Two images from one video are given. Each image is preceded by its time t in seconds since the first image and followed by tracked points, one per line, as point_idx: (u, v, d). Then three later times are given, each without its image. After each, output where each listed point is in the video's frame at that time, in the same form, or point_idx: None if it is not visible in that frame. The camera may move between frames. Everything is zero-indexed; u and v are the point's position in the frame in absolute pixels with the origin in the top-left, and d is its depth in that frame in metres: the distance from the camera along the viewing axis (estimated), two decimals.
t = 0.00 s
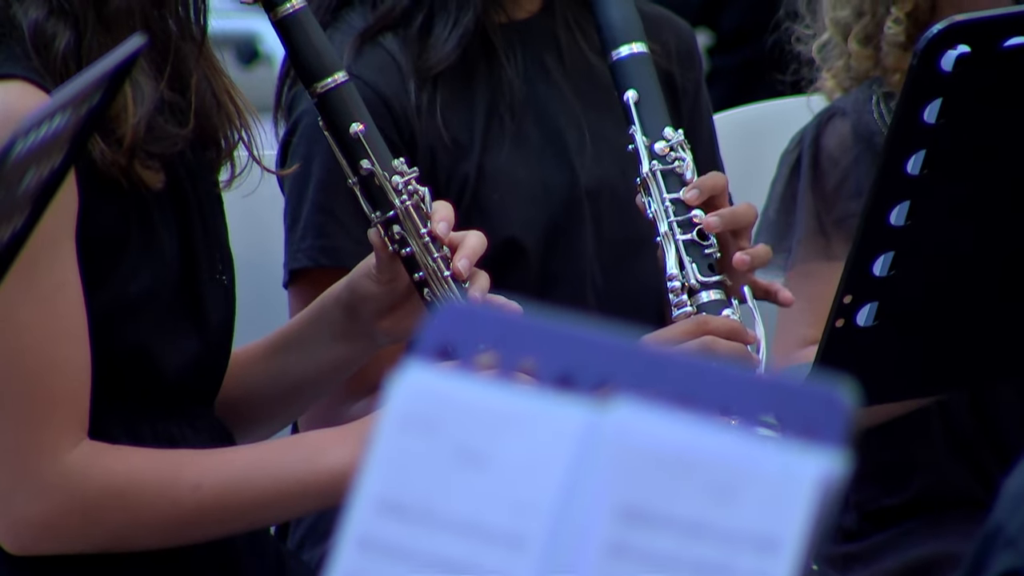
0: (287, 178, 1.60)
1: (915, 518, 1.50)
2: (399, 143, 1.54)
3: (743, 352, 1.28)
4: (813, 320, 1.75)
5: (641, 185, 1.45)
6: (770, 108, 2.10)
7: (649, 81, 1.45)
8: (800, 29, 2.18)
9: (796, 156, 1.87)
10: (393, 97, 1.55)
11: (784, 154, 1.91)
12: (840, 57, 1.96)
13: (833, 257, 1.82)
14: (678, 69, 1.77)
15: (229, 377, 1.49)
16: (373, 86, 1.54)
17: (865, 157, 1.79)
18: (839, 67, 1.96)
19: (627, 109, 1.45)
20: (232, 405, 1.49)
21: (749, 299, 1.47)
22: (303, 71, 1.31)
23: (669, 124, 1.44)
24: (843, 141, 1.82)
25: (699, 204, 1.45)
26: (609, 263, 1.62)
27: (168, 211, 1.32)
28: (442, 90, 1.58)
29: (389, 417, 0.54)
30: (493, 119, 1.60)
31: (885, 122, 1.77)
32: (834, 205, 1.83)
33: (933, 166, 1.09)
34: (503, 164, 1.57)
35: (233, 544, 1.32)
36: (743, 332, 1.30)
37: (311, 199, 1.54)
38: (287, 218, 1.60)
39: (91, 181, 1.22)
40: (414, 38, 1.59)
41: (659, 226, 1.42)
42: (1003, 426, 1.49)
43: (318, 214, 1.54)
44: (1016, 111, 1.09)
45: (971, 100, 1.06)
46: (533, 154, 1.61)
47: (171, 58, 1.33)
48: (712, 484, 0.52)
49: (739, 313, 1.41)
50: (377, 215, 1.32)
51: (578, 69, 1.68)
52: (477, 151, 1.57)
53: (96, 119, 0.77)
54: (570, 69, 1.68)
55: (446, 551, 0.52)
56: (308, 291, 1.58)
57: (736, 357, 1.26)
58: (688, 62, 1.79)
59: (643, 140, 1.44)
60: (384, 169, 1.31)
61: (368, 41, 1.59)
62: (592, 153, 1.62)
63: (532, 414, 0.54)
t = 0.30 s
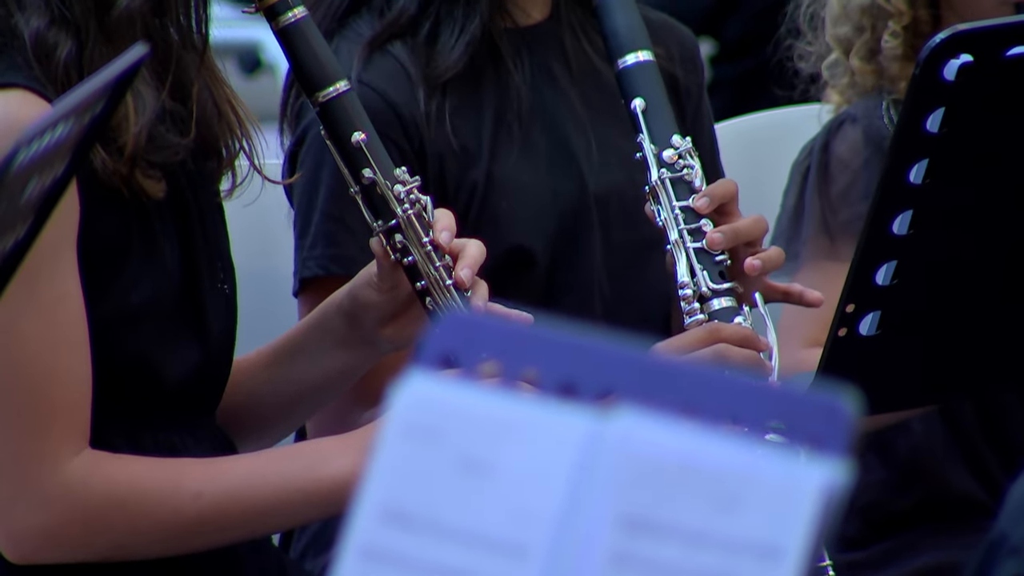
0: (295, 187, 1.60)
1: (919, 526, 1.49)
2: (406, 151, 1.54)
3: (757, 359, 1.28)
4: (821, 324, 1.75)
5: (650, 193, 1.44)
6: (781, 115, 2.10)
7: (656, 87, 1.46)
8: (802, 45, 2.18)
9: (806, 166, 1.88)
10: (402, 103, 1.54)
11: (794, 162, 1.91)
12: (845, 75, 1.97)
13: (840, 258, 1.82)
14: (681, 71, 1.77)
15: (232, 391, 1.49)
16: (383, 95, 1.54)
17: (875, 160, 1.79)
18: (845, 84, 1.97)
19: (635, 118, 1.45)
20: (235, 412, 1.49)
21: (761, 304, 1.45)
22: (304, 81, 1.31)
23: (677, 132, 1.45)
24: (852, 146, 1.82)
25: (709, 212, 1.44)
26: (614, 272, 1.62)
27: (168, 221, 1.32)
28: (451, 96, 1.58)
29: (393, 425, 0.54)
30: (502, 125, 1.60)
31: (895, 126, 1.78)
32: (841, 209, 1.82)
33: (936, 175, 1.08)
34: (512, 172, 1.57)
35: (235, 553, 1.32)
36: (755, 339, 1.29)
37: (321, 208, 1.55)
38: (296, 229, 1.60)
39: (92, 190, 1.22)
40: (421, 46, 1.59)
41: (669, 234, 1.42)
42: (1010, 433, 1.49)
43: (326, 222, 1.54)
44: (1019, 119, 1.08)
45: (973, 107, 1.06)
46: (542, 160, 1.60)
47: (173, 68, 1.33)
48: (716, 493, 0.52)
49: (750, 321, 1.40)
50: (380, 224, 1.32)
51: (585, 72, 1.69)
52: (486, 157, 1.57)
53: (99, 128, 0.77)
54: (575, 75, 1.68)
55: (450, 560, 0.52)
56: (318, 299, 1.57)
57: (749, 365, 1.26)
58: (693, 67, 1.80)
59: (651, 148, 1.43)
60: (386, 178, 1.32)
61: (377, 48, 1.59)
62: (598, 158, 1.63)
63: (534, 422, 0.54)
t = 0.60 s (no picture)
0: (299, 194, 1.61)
1: (923, 533, 1.49)
2: (411, 161, 1.55)
3: (755, 369, 1.28)
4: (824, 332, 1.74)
5: (652, 203, 1.44)
6: (786, 122, 2.10)
7: (660, 96, 1.46)
8: (807, 55, 2.18)
9: (811, 172, 1.88)
10: (406, 113, 1.55)
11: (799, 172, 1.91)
12: (850, 82, 1.96)
13: (842, 267, 1.82)
14: (688, 81, 1.76)
15: (234, 394, 1.49)
16: (387, 103, 1.54)
17: (879, 169, 1.78)
18: (850, 93, 1.95)
19: (638, 127, 1.45)
20: (235, 418, 1.49)
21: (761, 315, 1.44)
22: (307, 90, 1.31)
23: (680, 142, 1.44)
24: (856, 154, 1.81)
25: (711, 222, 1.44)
26: (618, 280, 1.62)
27: (171, 229, 1.32)
28: (455, 106, 1.58)
29: (396, 432, 0.54)
30: (506, 136, 1.60)
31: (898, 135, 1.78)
32: (845, 218, 1.83)
33: (940, 182, 1.08)
34: (515, 181, 1.57)
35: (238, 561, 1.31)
36: (755, 351, 1.29)
37: (325, 217, 1.55)
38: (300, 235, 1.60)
39: (93, 199, 1.22)
40: (426, 55, 1.59)
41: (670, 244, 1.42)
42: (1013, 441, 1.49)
43: (329, 230, 1.54)
44: None
45: (977, 114, 1.06)
46: (547, 168, 1.60)
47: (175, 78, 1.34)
48: (720, 500, 0.52)
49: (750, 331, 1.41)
50: (381, 233, 1.32)
51: (591, 79, 1.69)
52: (490, 167, 1.57)
53: (103, 135, 0.77)
54: (581, 83, 1.68)
55: (454, 567, 0.52)
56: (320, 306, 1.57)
57: (748, 375, 1.26)
58: (700, 78, 1.79)
59: (654, 158, 1.44)
60: (388, 187, 1.31)
61: (382, 57, 1.59)
62: (603, 168, 1.62)
63: (538, 429, 0.54)
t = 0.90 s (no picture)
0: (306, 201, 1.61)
1: (928, 541, 1.49)
2: (418, 169, 1.55)
3: (762, 377, 1.28)
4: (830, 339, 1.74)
5: (658, 210, 1.45)
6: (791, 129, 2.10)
7: (667, 104, 1.46)
8: (812, 61, 2.18)
9: (815, 183, 1.87)
10: (413, 122, 1.54)
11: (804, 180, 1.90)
12: (854, 89, 1.96)
13: (848, 276, 1.82)
14: (695, 88, 1.76)
15: (238, 404, 1.49)
16: (394, 111, 1.54)
17: (884, 178, 1.79)
18: (853, 99, 1.95)
19: (644, 133, 1.45)
20: (239, 427, 1.49)
21: (768, 321, 1.45)
22: (312, 98, 1.31)
23: (687, 149, 1.44)
24: (861, 164, 1.82)
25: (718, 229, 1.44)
26: (624, 288, 1.62)
27: (175, 238, 1.32)
28: (462, 114, 1.58)
29: (402, 440, 0.54)
30: (513, 142, 1.60)
31: (903, 145, 1.78)
32: (850, 227, 1.82)
33: (945, 191, 1.08)
34: (523, 187, 1.57)
35: (242, 568, 1.31)
36: (762, 358, 1.29)
37: (331, 224, 1.55)
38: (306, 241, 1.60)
39: (97, 208, 1.23)
40: (433, 62, 1.59)
41: (677, 251, 1.42)
42: (1017, 450, 1.48)
43: (336, 237, 1.54)
44: None
45: (983, 122, 1.06)
46: (553, 176, 1.60)
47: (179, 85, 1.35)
48: (726, 508, 0.52)
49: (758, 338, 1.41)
50: (386, 241, 1.32)
51: (598, 87, 1.69)
52: (497, 174, 1.57)
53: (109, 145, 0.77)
54: (588, 90, 1.68)
55: None
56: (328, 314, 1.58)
57: (755, 382, 1.26)
58: (707, 85, 1.80)
59: (660, 164, 1.44)
60: (393, 195, 1.32)
61: (388, 64, 1.59)
62: (610, 175, 1.62)
63: (544, 437, 0.54)
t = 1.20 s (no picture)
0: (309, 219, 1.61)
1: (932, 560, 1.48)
2: (422, 187, 1.55)
3: (764, 397, 1.27)
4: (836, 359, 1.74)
5: (661, 230, 1.45)
6: (794, 148, 2.10)
7: (669, 125, 1.46)
8: (816, 79, 2.17)
9: (819, 204, 1.87)
10: (416, 141, 1.54)
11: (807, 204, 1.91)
12: (859, 107, 1.95)
13: (854, 297, 1.81)
14: (698, 108, 1.76)
15: (241, 421, 1.49)
16: (397, 130, 1.54)
17: (888, 198, 1.78)
18: (857, 117, 1.95)
19: (647, 154, 1.45)
20: (243, 446, 1.49)
21: (770, 343, 1.44)
22: (314, 115, 1.32)
23: (689, 169, 1.45)
24: (865, 183, 1.81)
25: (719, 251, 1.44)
26: (627, 306, 1.62)
27: (178, 256, 1.32)
28: (464, 132, 1.58)
29: (406, 458, 0.55)
30: (516, 163, 1.60)
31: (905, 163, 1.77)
32: (856, 247, 1.82)
33: (950, 208, 1.08)
34: (525, 209, 1.57)
35: None
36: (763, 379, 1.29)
37: (334, 241, 1.55)
38: (309, 259, 1.60)
39: (101, 226, 1.23)
40: (437, 81, 1.59)
41: (679, 271, 1.42)
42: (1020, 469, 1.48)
43: (340, 255, 1.54)
44: None
45: (987, 140, 1.06)
46: (554, 196, 1.60)
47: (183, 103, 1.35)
48: (728, 525, 0.53)
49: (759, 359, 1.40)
50: (390, 259, 1.32)
51: (601, 107, 1.69)
52: (500, 193, 1.57)
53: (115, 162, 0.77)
54: (591, 111, 1.68)
55: None
56: (329, 332, 1.58)
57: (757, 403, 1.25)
58: (710, 105, 1.80)
59: (663, 185, 1.44)
60: (397, 214, 1.31)
61: (392, 83, 1.59)
62: (613, 194, 1.62)
63: (549, 454, 0.55)
